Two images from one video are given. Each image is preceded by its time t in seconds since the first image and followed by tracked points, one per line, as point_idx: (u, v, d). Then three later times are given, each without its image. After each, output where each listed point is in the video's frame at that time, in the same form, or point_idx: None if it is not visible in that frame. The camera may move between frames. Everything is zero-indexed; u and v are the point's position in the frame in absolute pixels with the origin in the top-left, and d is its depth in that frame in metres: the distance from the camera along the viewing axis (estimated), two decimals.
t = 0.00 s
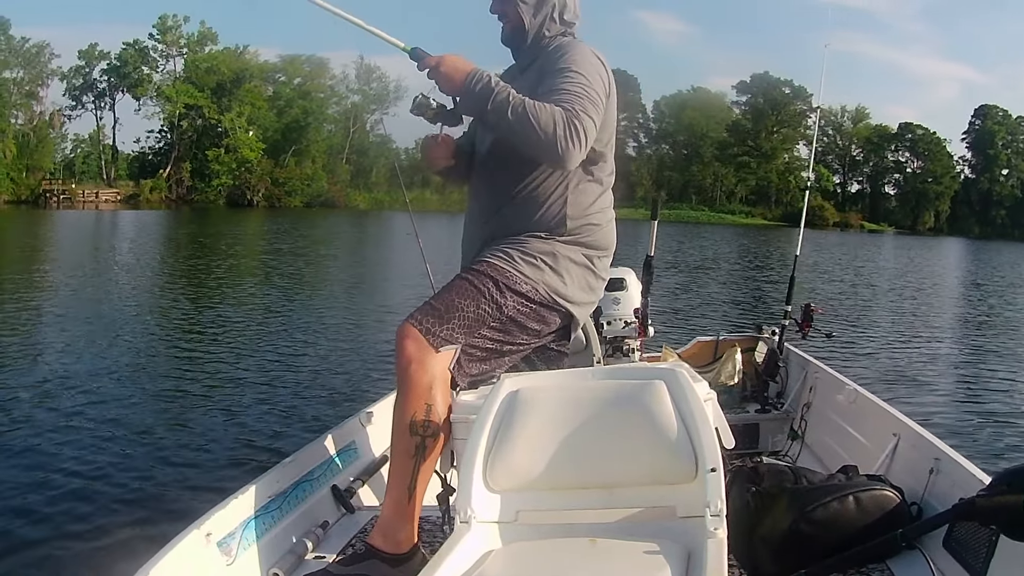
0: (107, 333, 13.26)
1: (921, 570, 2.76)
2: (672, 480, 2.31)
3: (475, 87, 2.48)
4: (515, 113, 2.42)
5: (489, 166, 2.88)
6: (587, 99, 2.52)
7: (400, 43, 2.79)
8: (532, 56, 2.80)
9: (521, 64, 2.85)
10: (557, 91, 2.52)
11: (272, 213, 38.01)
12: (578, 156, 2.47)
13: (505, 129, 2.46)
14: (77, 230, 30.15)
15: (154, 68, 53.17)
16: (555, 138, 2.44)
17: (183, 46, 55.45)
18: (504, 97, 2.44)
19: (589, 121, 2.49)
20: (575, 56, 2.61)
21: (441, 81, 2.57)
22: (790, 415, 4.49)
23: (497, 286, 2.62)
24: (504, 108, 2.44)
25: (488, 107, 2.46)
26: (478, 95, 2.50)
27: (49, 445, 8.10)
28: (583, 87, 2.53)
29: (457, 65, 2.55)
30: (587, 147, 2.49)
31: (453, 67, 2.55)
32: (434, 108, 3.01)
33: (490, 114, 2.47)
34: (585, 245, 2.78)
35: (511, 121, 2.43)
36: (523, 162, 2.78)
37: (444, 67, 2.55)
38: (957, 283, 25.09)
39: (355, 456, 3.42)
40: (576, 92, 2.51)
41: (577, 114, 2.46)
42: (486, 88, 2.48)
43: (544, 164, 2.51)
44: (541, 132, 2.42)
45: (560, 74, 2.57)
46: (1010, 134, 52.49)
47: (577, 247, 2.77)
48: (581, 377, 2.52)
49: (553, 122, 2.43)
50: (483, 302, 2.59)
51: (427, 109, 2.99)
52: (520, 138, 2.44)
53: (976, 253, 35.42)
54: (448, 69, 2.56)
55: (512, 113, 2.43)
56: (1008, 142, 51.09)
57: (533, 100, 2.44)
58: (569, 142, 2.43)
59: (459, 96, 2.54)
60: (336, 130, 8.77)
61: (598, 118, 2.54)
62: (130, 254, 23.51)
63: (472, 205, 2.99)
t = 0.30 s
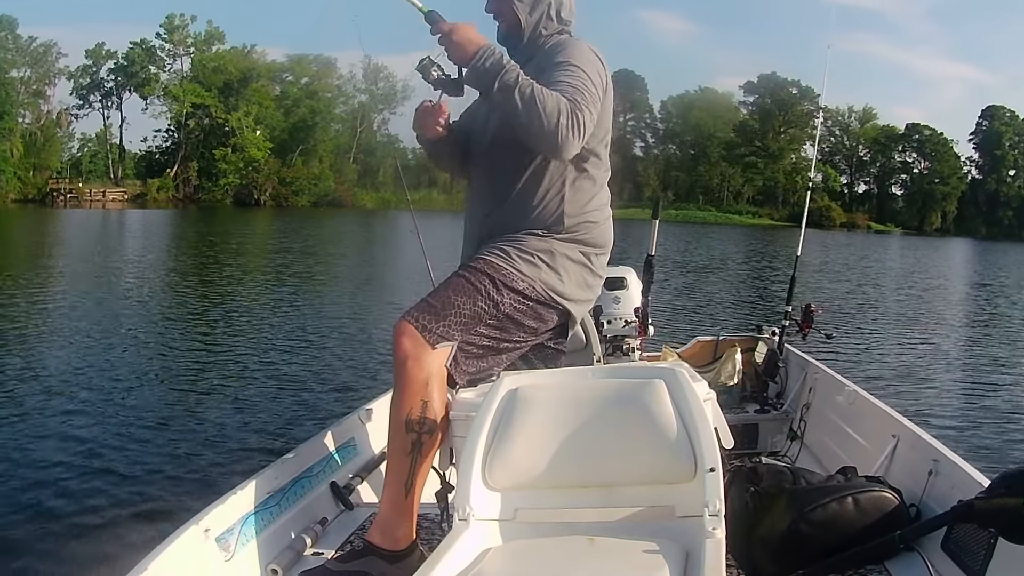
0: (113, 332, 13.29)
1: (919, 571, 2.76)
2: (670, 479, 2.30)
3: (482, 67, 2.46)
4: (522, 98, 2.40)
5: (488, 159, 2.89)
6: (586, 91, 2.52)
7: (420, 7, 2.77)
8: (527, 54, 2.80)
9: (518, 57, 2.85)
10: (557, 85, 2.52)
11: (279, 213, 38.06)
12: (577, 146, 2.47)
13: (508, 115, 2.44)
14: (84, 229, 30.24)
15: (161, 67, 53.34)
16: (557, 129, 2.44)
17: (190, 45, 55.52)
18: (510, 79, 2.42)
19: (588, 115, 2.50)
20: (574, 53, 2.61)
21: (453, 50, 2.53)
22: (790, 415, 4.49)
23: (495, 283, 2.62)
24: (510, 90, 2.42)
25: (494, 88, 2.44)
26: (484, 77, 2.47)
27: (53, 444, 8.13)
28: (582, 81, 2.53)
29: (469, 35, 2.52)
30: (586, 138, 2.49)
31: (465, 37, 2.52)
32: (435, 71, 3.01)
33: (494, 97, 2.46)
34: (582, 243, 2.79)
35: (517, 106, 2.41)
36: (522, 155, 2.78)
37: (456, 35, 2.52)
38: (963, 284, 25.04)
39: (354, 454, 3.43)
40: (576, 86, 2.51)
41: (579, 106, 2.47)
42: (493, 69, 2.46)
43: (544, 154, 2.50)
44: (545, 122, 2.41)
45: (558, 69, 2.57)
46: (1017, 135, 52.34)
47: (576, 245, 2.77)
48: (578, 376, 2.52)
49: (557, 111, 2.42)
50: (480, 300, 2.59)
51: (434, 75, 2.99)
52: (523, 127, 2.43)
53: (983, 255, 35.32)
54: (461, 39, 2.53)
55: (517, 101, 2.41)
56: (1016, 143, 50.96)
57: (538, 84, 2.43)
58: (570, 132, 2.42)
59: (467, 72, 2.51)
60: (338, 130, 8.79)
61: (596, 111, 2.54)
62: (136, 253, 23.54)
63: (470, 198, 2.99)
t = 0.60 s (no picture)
0: (119, 332, 13.30)
1: (919, 572, 2.75)
2: (672, 478, 2.31)
3: (491, 55, 2.45)
4: (533, 87, 2.39)
5: (490, 156, 2.89)
6: (591, 86, 2.53)
7: None
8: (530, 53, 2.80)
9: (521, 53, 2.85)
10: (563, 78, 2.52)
11: (285, 213, 38.01)
12: (581, 138, 2.48)
13: (517, 104, 2.44)
14: (89, 229, 30.30)
15: (167, 67, 53.43)
16: (563, 120, 2.44)
17: (196, 45, 55.58)
18: (523, 64, 2.41)
19: (592, 111, 2.50)
20: (576, 50, 2.61)
21: (468, 31, 2.51)
22: (790, 415, 4.49)
23: (495, 283, 2.62)
24: (521, 75, 2.41)
25: (503, 77, 2.44)
26: (493, 65, 2.47)
27: (55, 443, 8.13)
28: (586, 75, 2.54)
29: (487, 13, 2.48)
30: (591, 130, 2.50)
31: (482, 17, 2.48)
32: (451, 47, 2.85)
33: (504, 85, 2.45)
34: (583, 243, 2.79)
35: (527, 95, 2.41)
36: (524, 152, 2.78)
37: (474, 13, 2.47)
38: (969, 284, 24.96)
39: (354, 454, 3.43)
40: (580, 80, 2.52)
41: (585, 98, 2.48)
42: (505, 54, 2.45)
43: (549, 145, 2.50)
44: (553, 113, 2.42)
45: (562, 63, 2.58)
46: None
47: (577, 244, 2.77)
48: (580, 375, 2.52)
49: (566, 102, 2.43)
50: (481, 300, 2.59)
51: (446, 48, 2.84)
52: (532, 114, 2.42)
53: (989, 255, 35.20)
54: (479, 20, 2.48)
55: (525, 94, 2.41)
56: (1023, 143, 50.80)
57: (547, 73, 2.43)
58: (576, 122, 2.43)
59: (481, 55, 2.49)
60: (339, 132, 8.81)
61: (600, 104, 2.55)
62: (142, 253, 23.56)
63: (471, 195, 2.98)
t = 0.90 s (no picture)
0: (120, 331, 13.29)
1: (919, 572, 2.75)
2: (673, 478, 2.31)
3: (490, 62, 2.48)
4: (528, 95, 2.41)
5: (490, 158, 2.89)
6: (594, 88, 2.54)
7: (427, 3, 2.83)
8: (531, 55, 2.80)
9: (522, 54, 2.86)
10: (562, 81, 2.52)
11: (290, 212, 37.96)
12: (583, 142, 2.50)
13: (513, 111, 2.47)
14: (95, 228, 30.28)
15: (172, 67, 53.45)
16: (563, 125, 2.45)
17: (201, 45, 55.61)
18: (516, 76, 2.44)
19: (593, 112, 2.50)
20: (576, 51, 2.62)
21: (457, 44, 2.54)
22: (790, 416, 4.48)
23: (498, 284, 2.62)
24: (515, 85, 2.44)
25: (500, 86, 2.46)
26: (491, 74, 2.49)
27: (56, 443, 8.13)
28: (588, 77, 2.54)
29: (473, 33, 2.53)
30: (591, 133, 2.52)
31: (470, 35, 2.53)
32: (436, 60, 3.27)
33: (500, 94, 2.48)
34: (585, 244, 2.79)
35: (523, 104, 2.43)
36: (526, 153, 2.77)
37: (462, 33, 2.53)
38: (975, 286, 24.89)
39: (354, 455, 3.43)
40: (582, 81, 2.52)
41: (584, 100, 2.48)
42: (498, 67, 2.47)
43: (551, 149, 2.51)
44: (553, 115, 2.43)
45: (564, 65, 2.58)
46: None
47: (578, 246, 2.78)
48: (580, 376, 2.53)
49: (563, 104, 2.44)
50: (483, 302, 2.59)
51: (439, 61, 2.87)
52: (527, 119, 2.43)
53: (994, 256, 35.11)
54: (468, 37, 2.53)
55: (524, 100, 2.44)
56: None
57: (542, 81, 2.45)
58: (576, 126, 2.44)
59: (475, 71, 2.53)
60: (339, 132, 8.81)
61: (601, 107, 2.55)
62: (148, 253, 23.52)
63: (470, 199, 2.98)
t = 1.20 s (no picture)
0: (125, 331, 13.28)
1: (919, 572, 2.75)
2: (673, 479, 2.31)
3: (472, 91, 2.52)
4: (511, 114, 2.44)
5: (488, 163, 2.89)
6: (587, 95, 2.53)
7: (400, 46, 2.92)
8: (528, 57, 2.82)
9: (525, 57, 2.85)
10: (555, 88, 2.53)
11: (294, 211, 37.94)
12: (577, 153, 2.49)
13: (498, 130, 2.49)
14: (100, 228, 30.33)
15: (177, 66, 53.43)
16: (554, 135, 2.47)
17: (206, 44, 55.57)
18: (499, 100, 2.48)
19: (588, 117, 2.51)
20: (572, 53, 2.61)
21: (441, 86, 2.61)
22: (790, 416, 4.49)
23: (498, 285, 2.63)
24: (501, 109, 2.47)
25: (485, 111, 2.49)
26: (473, 102, 2.53)
27: (57, 443, 8.14)
28: (582, 83, 2.54)
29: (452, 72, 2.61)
30: (586, 144, 2.51)
31: (447, 74, 2.62)
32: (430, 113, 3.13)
33: (487, 122, 2.51)
34: (585, 244, 2.79)
35: (508, 120, 2.46)
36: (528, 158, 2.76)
37: (440, 74, 2.62)
38: (980, 287, 24.84)
39: (354, 454, 3.43)
40: (575, 89, 2.51)
41: (573, 109, 2.48)
42: (481, 96, 2.51)
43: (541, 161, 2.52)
44: (540, 131, 2.44)
45: (560, 70, 2.57)
46: None
47: (578, 245, 2.77)
48: (580, 376, 2.53)
49: (550, 119, 2.45)
50: (483, 302, 2.60)
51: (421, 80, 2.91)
52: (515, 133, 2.48)
53: (999, 257, 35.02)
54: (447, 77, 2.61)
55: (509, 115, 2.46)
56: None
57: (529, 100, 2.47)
58: (566, 140, 2.45)
59: (458, 106, 2.58)
60: (344, 133, 8.80)
61: (596, 115, 2.55)
62: (154, 253, 23.51)
63: (469, 202, 2.99)
